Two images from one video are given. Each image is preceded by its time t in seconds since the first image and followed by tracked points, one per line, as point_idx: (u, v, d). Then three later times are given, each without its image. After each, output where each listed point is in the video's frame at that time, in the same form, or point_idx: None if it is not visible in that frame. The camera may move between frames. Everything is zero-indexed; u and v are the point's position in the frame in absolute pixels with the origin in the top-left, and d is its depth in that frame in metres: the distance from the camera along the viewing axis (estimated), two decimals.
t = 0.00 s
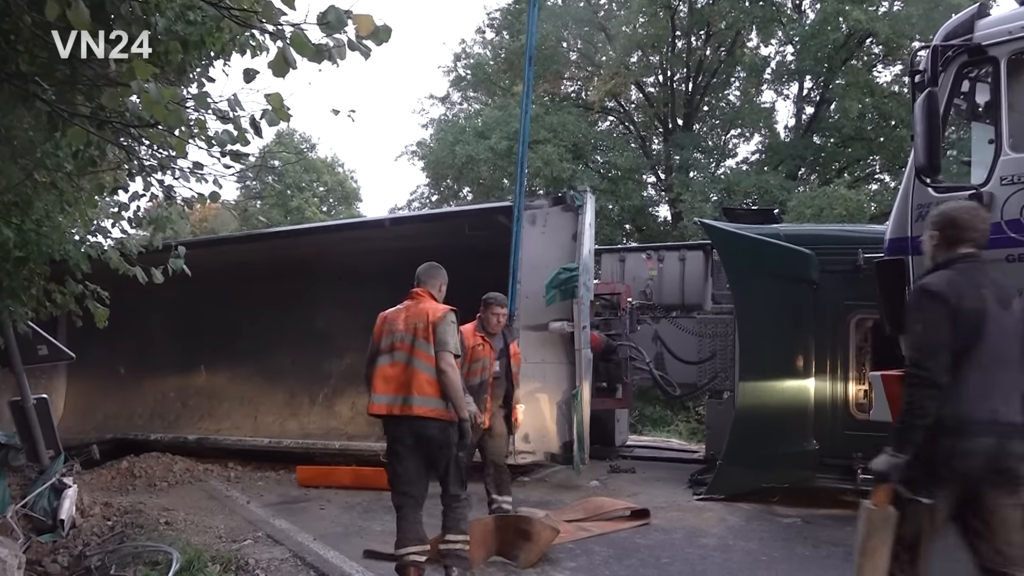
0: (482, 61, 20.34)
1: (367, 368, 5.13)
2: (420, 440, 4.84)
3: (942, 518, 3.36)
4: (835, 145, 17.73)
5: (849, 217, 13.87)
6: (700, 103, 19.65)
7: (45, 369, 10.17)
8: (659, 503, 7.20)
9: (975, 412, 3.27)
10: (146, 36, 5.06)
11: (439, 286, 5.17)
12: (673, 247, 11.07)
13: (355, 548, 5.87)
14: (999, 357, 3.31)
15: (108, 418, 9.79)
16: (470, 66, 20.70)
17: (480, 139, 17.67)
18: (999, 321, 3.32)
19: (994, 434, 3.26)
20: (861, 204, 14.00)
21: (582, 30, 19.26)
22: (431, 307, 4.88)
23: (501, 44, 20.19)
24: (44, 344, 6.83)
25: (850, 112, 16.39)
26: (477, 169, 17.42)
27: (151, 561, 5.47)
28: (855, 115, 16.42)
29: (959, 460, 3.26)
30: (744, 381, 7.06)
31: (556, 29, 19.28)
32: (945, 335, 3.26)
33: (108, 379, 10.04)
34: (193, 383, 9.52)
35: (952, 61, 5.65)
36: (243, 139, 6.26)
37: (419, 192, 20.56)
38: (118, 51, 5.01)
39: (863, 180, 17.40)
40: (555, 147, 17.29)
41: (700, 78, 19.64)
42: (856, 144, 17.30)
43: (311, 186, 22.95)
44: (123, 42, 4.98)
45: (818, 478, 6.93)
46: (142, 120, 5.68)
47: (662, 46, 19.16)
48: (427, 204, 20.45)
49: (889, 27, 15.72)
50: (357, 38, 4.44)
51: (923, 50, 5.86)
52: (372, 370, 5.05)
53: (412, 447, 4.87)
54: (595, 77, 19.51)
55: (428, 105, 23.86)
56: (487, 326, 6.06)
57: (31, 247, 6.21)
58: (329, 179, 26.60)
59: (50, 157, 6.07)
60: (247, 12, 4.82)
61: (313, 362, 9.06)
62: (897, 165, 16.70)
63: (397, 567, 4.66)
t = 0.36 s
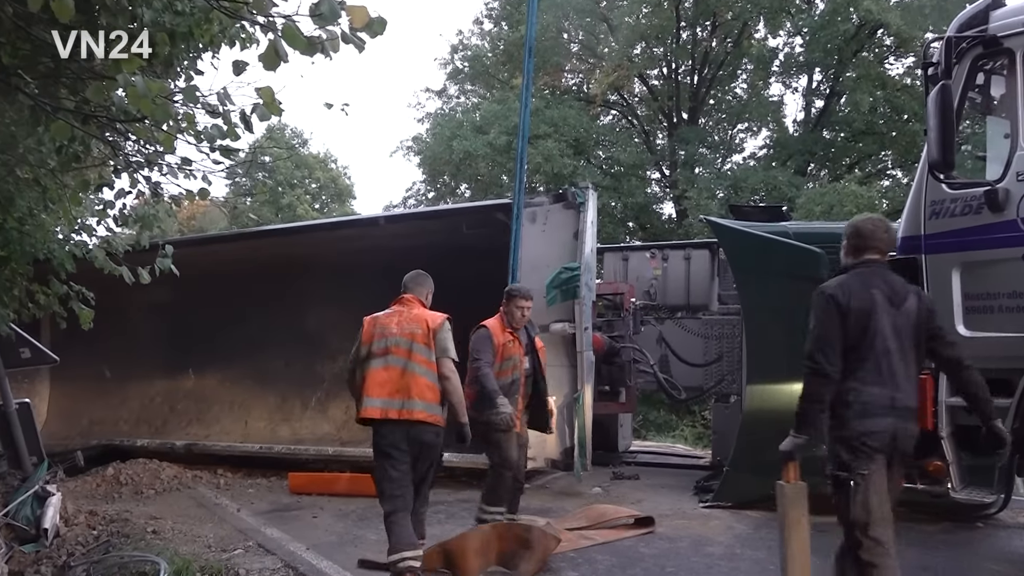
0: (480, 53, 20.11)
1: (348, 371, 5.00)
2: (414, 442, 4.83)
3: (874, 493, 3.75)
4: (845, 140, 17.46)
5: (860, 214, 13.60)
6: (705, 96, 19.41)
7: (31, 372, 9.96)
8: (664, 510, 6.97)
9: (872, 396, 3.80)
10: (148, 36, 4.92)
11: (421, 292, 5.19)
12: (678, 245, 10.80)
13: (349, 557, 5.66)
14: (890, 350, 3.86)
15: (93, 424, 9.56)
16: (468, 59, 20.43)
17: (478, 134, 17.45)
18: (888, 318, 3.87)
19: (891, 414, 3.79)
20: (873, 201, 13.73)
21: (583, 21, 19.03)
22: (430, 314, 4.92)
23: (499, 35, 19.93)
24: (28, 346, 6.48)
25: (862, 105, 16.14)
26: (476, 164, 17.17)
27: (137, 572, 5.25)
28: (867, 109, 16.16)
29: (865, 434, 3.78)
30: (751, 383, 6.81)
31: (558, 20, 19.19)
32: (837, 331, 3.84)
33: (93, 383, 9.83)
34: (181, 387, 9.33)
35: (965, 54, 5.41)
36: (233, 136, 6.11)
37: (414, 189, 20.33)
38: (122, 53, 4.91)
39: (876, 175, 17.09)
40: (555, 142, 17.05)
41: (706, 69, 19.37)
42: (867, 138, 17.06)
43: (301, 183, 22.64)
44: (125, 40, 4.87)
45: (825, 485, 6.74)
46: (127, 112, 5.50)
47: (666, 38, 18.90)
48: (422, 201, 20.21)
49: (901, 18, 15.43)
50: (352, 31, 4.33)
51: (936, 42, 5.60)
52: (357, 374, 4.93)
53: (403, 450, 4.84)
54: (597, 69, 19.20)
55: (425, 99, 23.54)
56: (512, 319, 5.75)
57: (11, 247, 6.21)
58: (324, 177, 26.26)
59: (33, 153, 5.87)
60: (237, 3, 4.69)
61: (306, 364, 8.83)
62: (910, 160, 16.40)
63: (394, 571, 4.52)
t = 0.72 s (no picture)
0: (483, 44, 19.85)
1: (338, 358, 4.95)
2: (396, 439, 4.79)
3: (794, 470, 4.50)
4: (861, 134, 17.14)
5: (876, 210, 13.29)
6: (716, 89, 18.88)
7: (20, 374, 9.80)
8: (673, 517, 6.74)
9: (814, 387, 4.45)
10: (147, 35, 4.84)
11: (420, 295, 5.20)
12: (688, 243, 10.56)
13: (347, 565, 5.43)
14: (834, 348, 4.49)
15: (84, 429, 9.40)
16: (469, 50, 20.14)
17: (480, 127, 17.21)
18: (833, 322, 4.49)
19: (831, 405, 4.41)
20: (889, 197, 13.42)
21: (589, 11, 18.83)
22: (432, 316, 4.93)
23: (504, 26, 19.66)
24: (15, 346, 6.12)
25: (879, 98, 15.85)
26: (478, 159, 16.91)
27: None
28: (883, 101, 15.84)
29: (806, 424, 4.42)
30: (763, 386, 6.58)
31: (563, 9, 18.68)
32: (790, 328, 4.46)
33: (84, 386, 9.65)
34: (173, 389, 9.14)
35: (987, 44, 5.15)
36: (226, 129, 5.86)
37: (416, 185, 20.07)
38: (117, 55, 4.78)
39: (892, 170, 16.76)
40: (561, 136, 16.80)
41: (717, 61, 18.91)
42: (884, 132, 16.65)
43: (295, 178, 22.35)
44: (124, 42, 4.78)
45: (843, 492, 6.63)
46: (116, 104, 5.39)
47: (676, 29, 18.69)
48: (423, 196, 19.93)
49: (919, 8, 15.14)
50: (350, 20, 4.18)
51: (955, 33, 5.35)
52: (349, 362, 4.89)
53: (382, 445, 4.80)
54: (604, 60, 18.91)
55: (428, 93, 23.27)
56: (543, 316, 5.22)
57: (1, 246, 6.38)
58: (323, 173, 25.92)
59: (20, 146, 5.71)
60: None
61: (304, 365, 8.62)
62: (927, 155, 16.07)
63: (363, 545, 4.57)
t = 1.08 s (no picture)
0: (483, 31, 19.57)
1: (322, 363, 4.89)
2: (377, 437, 4.69)
3: (750, 465, 4.55)
4: (875, 124, 16.86)
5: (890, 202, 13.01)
6: (725, 77, 18.55)
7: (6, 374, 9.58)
8: (680, 520, 6.53)
9: (761, 387, 4.49)
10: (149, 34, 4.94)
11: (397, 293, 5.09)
12: (695, 236, 10.36)
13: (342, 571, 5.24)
14: (781, 350, 4.52)
15: (69, 430, 9.18)
16: (470, 37, 19.84)
17: (479, 117, 16.98)
18: (783, 326, 4.53)
19: (778, 402, 4.46)
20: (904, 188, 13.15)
21: None
22: (408, 313, 4.84)
23: (505, 13, 19.35)
24: None
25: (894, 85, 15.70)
26: (478, 150, 16.66)
27: None
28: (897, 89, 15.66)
29: (754, 417, 4.48)
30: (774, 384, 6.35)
31: None
32: (739, 333, 4.49)
33: (71, 385, 9.43)
34: (165, 388, 8.94)
35: (1004, 30, 4.86)
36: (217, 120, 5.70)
37: (413, 177, 19.79)
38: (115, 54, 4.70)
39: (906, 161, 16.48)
40: (564, 127, 16.55)
41: (725, 48, 18.49)
42: (899, 121, 16.58)
43: (288, 169, 22.07)
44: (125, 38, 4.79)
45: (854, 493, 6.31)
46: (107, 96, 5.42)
47: (683, 15, 18.08)
48: (422, 189, 19.67)
49: None
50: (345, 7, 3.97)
51: (972, 17, 5.02)
52: (331, 366, 4.83)
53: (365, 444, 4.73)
54: (608, 49, 18.62)
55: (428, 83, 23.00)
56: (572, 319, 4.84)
57: None
58: (318, 163, 25.56)
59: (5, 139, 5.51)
60: None
61: (301, 363, 8.42)
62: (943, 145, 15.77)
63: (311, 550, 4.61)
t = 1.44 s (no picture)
0: (483, 20, 19.29)
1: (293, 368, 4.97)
2: (340, 433, 4.66)
3: (732, 455, 4.61)
4: (888, 115, 16.50)
5: (904, 197, 12.70)
6: (733, 67, 18.38)
7: None
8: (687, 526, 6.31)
9: (729, 381, 4.64)
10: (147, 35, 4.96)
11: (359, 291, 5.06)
12: (702, 233, 10.18)
13: None
14: (747, 347, 4.68)
15: (61, 432, 9.01)
16: (469, 27, 19.52)
17: (479, 110, 16.73)
18: (748, 324, 4.70)
19: (747, 395, 4.62)
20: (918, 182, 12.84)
21: None
22: (360, 309, 4.80)
23: (505, 3, 19.11)
24: None
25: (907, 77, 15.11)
26: (478, 143, 16.35)
27: None
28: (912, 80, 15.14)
29: (727, 408, 4.61)
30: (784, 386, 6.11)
31: None
32: (707, 331, 4.67)
33: (61, 385, 9.22)
34: (158, 389, 8.76)
35: None
36: (208, 115, 5.47)
37: (410, 172, 19.55)
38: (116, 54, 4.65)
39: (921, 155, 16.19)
40: (566, 119, 16.22)
41: (734, 38, 18.31)
42: (913, 113, 16.13)
43: (280, 163, 21.68)
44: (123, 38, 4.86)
45: (868, 498, 6.06)
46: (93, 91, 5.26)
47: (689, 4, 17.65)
48: (420, 184, 19.41)
49: None
50: None
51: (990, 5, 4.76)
52: (298, 370, 4.89)
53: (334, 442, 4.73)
54: (613, 38, 18.25)
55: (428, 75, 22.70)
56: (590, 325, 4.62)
57: None
58: (312, 157, 25.09)
59: None
60: None
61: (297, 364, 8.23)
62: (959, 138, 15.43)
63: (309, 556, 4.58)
